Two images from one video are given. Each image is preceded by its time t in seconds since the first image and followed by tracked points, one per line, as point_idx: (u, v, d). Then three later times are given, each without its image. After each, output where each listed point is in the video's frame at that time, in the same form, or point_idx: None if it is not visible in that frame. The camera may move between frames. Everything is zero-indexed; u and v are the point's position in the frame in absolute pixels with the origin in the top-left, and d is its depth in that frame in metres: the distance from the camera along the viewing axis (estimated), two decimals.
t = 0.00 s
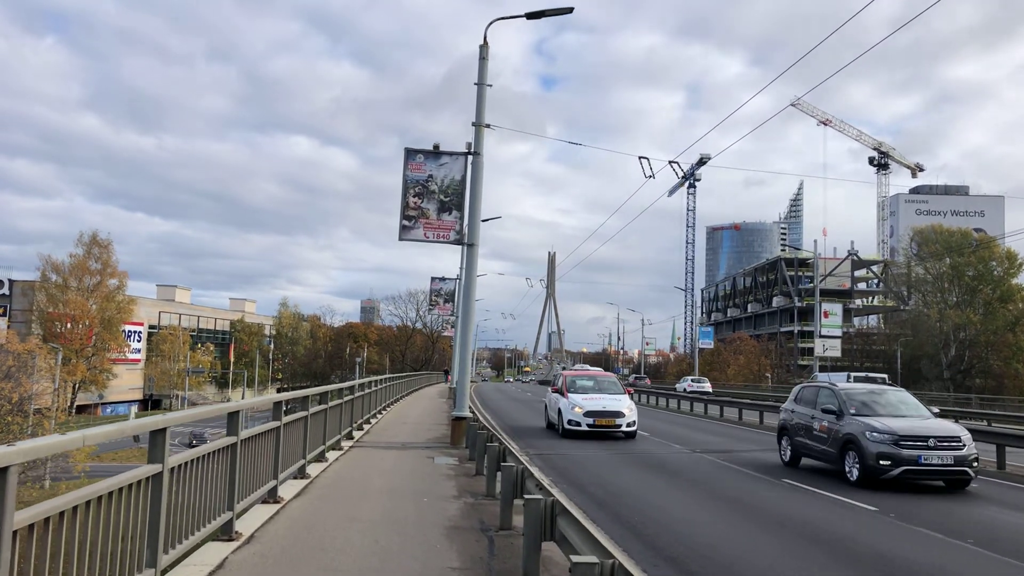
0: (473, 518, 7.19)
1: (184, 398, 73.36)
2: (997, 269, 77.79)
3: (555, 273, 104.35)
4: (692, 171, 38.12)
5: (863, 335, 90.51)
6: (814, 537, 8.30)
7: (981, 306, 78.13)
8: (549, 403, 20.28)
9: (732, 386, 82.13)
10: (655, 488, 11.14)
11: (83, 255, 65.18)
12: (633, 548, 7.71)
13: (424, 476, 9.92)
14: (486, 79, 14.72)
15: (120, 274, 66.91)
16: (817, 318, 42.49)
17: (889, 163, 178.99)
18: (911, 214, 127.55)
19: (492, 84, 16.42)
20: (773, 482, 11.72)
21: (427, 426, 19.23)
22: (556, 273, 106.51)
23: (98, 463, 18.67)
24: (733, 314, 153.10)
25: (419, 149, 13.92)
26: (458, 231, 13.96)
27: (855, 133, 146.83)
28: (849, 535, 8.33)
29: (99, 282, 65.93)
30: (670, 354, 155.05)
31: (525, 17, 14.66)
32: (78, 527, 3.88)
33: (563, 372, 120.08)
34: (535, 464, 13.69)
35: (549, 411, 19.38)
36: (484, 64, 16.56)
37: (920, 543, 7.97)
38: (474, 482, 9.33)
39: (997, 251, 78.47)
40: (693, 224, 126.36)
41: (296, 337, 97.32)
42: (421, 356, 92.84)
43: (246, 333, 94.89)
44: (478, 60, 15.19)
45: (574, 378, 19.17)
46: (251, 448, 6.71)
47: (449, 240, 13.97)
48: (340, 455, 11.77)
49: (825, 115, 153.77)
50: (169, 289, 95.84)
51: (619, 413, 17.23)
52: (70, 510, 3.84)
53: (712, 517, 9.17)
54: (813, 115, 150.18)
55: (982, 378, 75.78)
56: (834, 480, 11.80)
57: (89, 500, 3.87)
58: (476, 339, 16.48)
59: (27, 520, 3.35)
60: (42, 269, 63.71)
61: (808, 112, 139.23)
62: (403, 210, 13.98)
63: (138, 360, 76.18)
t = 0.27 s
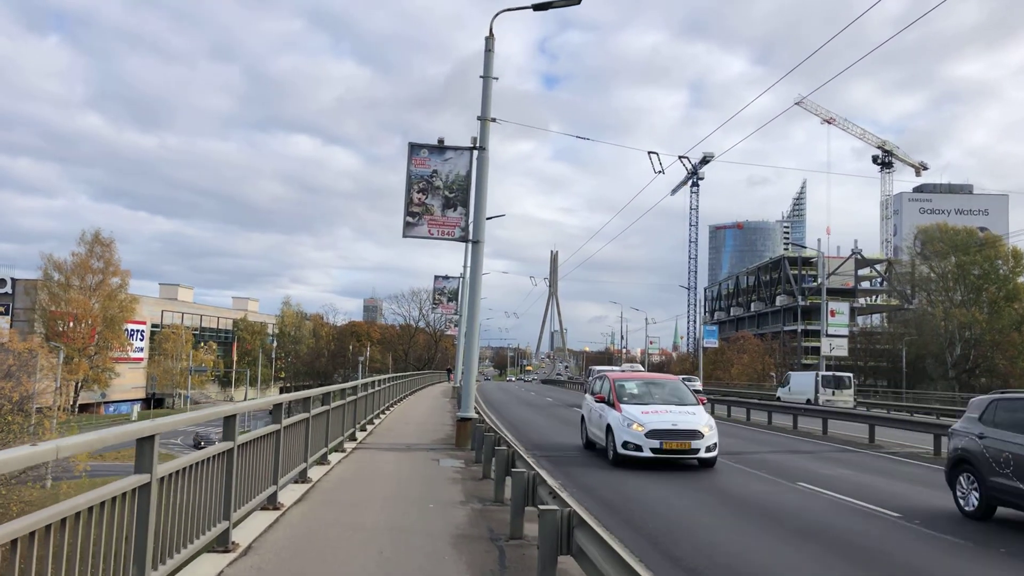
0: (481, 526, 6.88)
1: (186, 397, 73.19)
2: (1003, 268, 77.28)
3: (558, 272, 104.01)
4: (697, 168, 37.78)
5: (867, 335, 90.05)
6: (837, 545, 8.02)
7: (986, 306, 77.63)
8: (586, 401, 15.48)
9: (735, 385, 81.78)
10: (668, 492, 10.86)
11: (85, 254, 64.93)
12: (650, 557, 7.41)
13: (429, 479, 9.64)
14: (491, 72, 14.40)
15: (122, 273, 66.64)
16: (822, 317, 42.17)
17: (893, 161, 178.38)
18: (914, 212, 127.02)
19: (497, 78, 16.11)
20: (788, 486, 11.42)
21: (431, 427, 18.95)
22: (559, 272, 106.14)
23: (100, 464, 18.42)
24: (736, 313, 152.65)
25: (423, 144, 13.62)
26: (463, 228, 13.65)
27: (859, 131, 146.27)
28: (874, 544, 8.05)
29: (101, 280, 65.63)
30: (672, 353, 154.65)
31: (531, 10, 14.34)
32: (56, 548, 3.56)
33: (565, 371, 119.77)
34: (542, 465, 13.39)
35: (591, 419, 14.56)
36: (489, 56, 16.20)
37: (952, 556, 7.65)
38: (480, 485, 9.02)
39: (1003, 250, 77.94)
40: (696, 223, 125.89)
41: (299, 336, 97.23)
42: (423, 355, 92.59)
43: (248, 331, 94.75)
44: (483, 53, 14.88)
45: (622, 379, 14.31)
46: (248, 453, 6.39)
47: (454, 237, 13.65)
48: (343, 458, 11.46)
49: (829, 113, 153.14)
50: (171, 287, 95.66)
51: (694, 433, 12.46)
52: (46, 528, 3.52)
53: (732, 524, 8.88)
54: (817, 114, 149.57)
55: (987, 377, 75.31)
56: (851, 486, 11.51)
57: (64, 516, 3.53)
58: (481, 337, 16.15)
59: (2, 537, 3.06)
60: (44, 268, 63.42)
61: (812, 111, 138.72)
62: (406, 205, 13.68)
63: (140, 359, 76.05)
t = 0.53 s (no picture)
0: (491, 526, 6.56)
1: (193, 391, 73.22)
2: (1015, 261, 76.33)
3: (565, 266, 103.54)
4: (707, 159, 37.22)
5: (875, 329, 89.32)
6: (867, 547, 7.69)
7: (998, 300, 76.72)
8: (670, 414, 10.75)
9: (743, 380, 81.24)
10: (686, 489, 10.49)
11: (92, 248, 64.79)
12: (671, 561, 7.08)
13: (437, 476, 9.31)
14: (499, 58, 14.05)
15: (129, 267, 66.52)
16: (833, 310, 41.66)
17: (902, 154, 176.85)
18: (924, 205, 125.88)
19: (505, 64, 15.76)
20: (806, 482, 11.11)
21: (438, 421, 18.65)
22: (566, 266, 105.64)
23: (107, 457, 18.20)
24: (744, 308, 151.82)
25: (430, 132, 13.30)
26: (471, 218, 13.32)
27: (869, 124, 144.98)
28: (905, 546, 7.73)
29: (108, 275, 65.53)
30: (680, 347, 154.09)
31: None
32: (23, 554, 3.25)
33: (572, 365, 119.38)
34: (553, 462, 13.05)
35: (690, 444, 9.78)
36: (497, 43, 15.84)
37: (988, 555, 7.37)
38: (489, 483, 8.70)
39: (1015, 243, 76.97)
40: (703, 217, 125.13)
41: (306, 330, 97.20)
42: (430, 349, 92.31)
43: (255, 326, 94.75)
44: (492, 39, 14.55)
45: (732, 383, 9.66)
46: (246, 449, 6.05)
47: (461, 228, 13.34)
48: (349, 453, 11.14)
49: (838, 106, 151.88)
50: (178, 282, 95.70)
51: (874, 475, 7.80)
52: (7, 535, 3.19)
53: (755, 525, 8.55)
54: (826, 107, 148.33)
55: (998, 372, 74.47)
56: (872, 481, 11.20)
57: (38, 520, 3.19)
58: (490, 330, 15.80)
59: None
60: (51, 262, 63.28)
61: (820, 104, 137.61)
62: (413, 196, 13.37)
63: (147, 353, 76.10)
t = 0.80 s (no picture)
0: (500, 534, 6.22)
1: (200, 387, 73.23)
2: None
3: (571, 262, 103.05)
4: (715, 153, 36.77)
5: (885, 325, 88.52)
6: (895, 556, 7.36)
7: (1009, 295, 75.80)
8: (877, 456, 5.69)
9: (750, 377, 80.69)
10: (700, 493, 10.17)
11: (99, 245, 64.67)
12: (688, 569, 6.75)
13: (444, 478, 9.01)
14: (507, 48, 13.72)
15: (135, 263, 66.44)
16: (844, 306, 41.16)
17: (912, 149, 175.48)
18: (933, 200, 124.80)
19: (512, 55, 15.44)
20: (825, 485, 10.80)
21: (445, 419, 18.37)
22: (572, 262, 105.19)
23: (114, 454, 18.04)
24: (752, 304, 151.00)
25: (436, 124, 12.98)
26: (478, 212, 13.00)
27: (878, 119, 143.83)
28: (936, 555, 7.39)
29: (115, 271, 65.43)
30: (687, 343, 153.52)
31: None
32: None
33: (579, 362, 119.00)
34: (562, 462, 12.72)
35: (889, 498, 5.47)
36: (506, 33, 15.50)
37: None
38: (496, 485, 8.37)
39: None
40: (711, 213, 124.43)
41: (313, 327, 97.20)
42: (437, 346, 92.05)
43: (262, 322, 94.75)
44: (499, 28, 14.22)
45: None
46: (242, 453, 5.75)
47: (468, 222, 13.02)
48: (353, 454, 10.83)
49: (846, 101, 150.73)
50: (185, 278, 95.77)
51: None
52: None
53: (776, 532, 8.21)
54: (835, 101, 147.25)
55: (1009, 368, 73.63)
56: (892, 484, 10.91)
57: (4, 538, 2.89)
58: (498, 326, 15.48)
59: None
60: (57, 259, 63.16)
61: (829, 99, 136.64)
62: (419, 189, 13.05)
63: (154, 350, 76.16)
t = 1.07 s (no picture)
0: (511, 541, 5.87)
1: (205, 385, 73.14)
2: None
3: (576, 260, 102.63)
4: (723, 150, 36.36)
5: (892, 323, 87.76)
6: (923, 562, 7.06)
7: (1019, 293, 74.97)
8: None
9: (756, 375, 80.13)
10: (715, 494, 9.85)
11: (103, 243, 64.53)
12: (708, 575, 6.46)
13: (450, 479, 8.70)
14: (514, 38, 13.40)
15: (140, 262, 66.33)
16: (853, 304, 40.68)
17: (919, 146, 174.31)
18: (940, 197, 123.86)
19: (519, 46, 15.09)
20: (846, 487, 10.46)
21: (451, 418, 18.05)
22: (577, 259, 104.76)
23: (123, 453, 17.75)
24: (758, 302, 150.25)
25: (441, 116, 12.66)
26: (484, 207, 12.68)
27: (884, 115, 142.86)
28: (965, 561, 7.09)
29: (120, 269, 65.25)
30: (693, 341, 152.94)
31: None
32: None
33: (584, 361, 118.58)
34: (571, 461, 12.40)
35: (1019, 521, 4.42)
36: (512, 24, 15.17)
37: None
38: (505, 487, 8.02)
39: None
40: (717, 210, 123.79)
41: (317, 325, 97.08)
42: (442, 344, 91.72)
43: (267, 320, 94.66)
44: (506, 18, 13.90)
45: None
46: (238, 456, 5.42)
47: (474, 216, 12.70)
48: (357, 455, 10.52)
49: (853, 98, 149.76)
50: (189, 277, 95.77)
51: None
52: None
53: (797, 535, 7.90)
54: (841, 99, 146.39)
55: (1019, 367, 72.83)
56: (913, 485, 10.61)
57: None
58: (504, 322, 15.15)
59: None
60: (62, 257, 63.12)
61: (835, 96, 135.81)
62: (424, 182, 12.73)
63: (159, 348, 76.14)
